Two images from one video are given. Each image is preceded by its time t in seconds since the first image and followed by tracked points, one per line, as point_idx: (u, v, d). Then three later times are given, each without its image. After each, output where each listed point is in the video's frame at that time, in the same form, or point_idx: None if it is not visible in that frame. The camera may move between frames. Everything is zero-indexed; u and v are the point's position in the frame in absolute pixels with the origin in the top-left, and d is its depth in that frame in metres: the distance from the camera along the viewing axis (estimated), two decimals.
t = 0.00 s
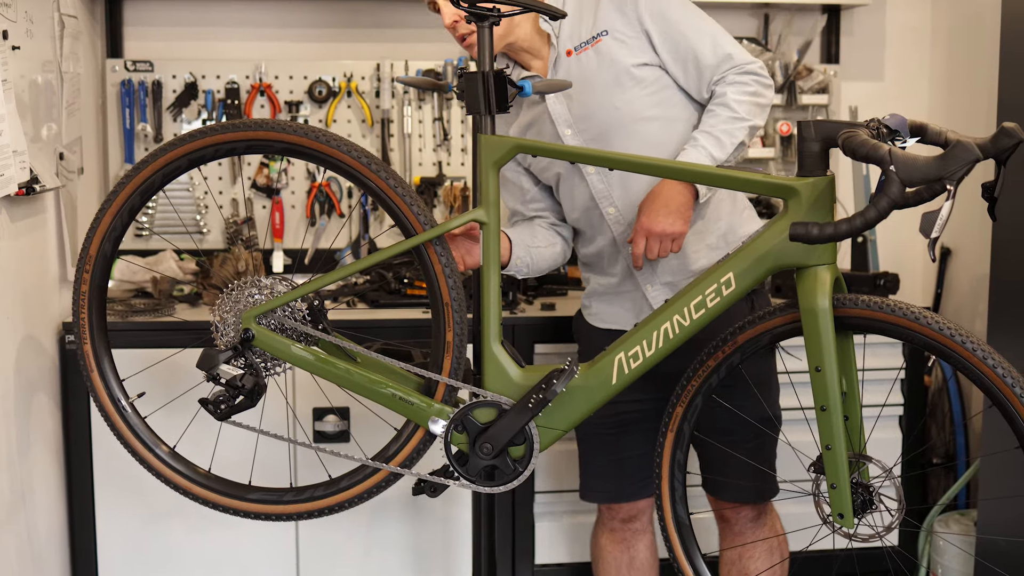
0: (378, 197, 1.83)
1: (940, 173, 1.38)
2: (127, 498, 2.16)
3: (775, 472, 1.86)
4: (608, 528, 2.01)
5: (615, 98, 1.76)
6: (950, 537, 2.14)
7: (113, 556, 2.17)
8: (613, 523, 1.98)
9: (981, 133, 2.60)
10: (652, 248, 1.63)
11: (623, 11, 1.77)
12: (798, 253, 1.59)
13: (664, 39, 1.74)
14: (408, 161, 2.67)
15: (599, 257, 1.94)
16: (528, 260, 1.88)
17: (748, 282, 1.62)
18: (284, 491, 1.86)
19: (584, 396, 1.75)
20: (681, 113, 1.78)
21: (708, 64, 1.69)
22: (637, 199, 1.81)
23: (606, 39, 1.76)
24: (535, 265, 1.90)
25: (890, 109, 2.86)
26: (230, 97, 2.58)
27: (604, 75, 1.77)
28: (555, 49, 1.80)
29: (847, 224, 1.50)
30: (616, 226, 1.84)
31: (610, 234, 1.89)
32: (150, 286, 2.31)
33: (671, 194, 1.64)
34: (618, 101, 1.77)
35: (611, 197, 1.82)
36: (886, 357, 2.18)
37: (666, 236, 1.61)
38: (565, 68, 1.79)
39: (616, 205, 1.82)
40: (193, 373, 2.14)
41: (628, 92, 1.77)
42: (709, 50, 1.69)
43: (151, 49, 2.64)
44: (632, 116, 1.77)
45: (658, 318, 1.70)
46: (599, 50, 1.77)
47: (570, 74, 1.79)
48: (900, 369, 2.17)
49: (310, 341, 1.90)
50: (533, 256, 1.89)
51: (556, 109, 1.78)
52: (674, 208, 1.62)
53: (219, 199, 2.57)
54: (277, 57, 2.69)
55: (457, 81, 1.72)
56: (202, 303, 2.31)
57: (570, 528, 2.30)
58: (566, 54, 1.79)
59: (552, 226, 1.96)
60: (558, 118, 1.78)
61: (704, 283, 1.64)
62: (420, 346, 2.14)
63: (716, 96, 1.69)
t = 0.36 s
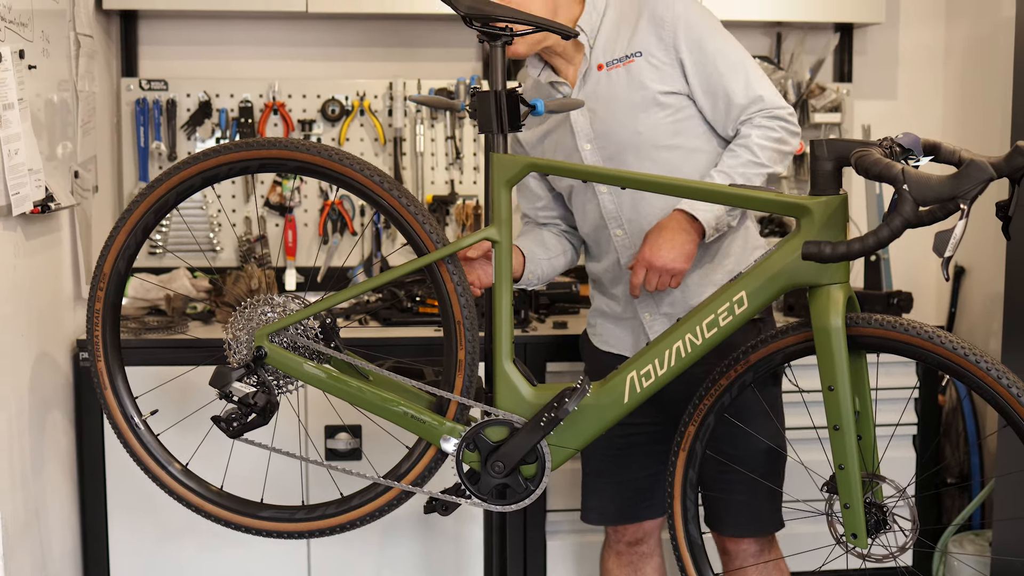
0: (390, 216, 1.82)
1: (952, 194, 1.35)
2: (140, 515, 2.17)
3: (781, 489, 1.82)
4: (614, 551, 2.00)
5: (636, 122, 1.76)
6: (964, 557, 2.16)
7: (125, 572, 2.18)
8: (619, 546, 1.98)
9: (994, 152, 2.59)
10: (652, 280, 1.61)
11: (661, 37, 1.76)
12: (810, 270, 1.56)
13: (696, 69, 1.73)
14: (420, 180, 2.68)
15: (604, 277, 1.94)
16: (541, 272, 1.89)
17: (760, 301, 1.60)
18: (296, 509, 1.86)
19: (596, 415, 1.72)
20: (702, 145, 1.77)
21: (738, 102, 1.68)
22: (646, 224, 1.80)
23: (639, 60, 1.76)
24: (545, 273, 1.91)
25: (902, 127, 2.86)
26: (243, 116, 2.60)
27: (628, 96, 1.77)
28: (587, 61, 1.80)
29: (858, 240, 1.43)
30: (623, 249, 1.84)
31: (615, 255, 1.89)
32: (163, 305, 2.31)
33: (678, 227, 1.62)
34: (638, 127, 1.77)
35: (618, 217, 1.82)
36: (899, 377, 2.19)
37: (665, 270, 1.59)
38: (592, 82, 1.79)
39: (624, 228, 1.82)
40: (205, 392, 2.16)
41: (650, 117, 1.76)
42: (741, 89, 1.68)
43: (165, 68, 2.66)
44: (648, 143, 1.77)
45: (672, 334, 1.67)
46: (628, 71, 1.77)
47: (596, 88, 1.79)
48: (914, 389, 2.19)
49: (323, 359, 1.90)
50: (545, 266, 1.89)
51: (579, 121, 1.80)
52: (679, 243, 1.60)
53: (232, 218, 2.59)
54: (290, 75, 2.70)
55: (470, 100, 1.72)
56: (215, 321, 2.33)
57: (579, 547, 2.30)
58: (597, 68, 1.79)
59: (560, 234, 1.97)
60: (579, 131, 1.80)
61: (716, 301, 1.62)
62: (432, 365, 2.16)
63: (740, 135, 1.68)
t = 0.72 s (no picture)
0: (398, 232, 1.81)
1: (963, 210, 1.34)
2: (150, 529, 2.18)
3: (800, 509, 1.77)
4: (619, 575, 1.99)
5: (708, 147, 1.70)
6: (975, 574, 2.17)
7: None
8: (622, 569, 1.97)
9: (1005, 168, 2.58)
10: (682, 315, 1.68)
11: (768, 75, 1.66)
12: (820, 286, 1.55)
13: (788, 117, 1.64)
14: (429, 196, 2.69)
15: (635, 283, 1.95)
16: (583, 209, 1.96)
17: (770, 316, 1.58)
18: (305, 524, 1.86)
19: (603, 431, 1.70)
20: (766, 193, 1.71)
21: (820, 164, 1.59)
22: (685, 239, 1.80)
23: (736, 87, 1.68)
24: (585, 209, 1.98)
25: (912, 143, 2.85)
26: (253, 131, 2.61)
27: (709, 115, 1.71)
28: (687, 66, 1.74)
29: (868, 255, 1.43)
30: (658, 260, 1.84)
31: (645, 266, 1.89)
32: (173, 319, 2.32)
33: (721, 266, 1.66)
34: (710, 151, 1.71)
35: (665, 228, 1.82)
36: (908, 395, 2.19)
37: (696, 308, 1.66)
38: (684, 88, 1.74)
39: (665, 239, 1.83)
40: (215, 406, 2.17)
41: (723, 145, 1.70)
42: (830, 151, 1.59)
43: (176, 83, 2.68)
44: (710, 165, 1.71)
45: (679, 350, 1.66)
46: (722, 94, 1.70)
47: (685, 94, 1.74)
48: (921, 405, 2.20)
49: (332, 374, 1.90)
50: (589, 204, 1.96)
51: (655, 121, 1.76)
52: (719, 286, 1.66)
53: (242, 233, 2.60)
54: (300, 91, 2.71)
55: (478, 115, 1.72)
56: (225, 336, 2.34)
57: (587, 564, 2.30)
58: (694, 76, 1.73)
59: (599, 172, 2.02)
60: (654, 130, 1.76)
61: (724, 317, 1.60)
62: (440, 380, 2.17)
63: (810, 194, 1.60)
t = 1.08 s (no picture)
0: (403, 245, 1.80)
1: (966, 224, 1.33)
2: (154, 541, 2.18)
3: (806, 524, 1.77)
4: None
5: (739, 179, 1.69)
6: None
7: None
8: None
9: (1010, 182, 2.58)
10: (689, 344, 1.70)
11: (818, 129, 1.66)
12: (824, 299, 1.54)
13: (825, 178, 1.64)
14: (434, 209, 2.70)
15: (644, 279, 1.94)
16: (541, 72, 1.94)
17: (774, 329, 1.58)
18: (309, 537, 1.85)
19: (607, 443, 1.70)
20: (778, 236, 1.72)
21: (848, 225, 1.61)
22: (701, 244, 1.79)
23: (783, 131, 1.67)
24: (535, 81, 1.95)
25: (917, 156, 2.85)
26: (258, 144, 2.61)
27: (749, 148, 1.69)
28: (742, 92, 1.71)
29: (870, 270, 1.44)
30: (675, 263, 1.83)
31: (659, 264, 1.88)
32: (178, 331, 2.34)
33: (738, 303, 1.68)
34: (739, 183, 1.70)
35: (683, 233, 1.81)
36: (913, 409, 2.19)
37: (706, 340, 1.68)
38: (732, 112, 1.71)
39: (683, 244, 1.82)
40: (220, 418, 2.17)
41: (752, 180, 1.69)
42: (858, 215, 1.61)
43: (181, 96, 2.69)
44: (732, 195, 1.71)
45: (683, 363, 1.65)
46: (766, 131, 1.68)
47: (731, 118, 1.71)
48: (926, 419, 2.20)
49: (336, 386, 1.89)
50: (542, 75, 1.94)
51: (693, 132, 1.74)
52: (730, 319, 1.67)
53: (247, 245, 2.61)
54: (305, 104, 2.72)
55: (483, 128, 1.71)
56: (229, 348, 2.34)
57: None
58: (745, 104, 1.70)
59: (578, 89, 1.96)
60: (689, 139, 1.74)
61: (728, 329, 1.60)
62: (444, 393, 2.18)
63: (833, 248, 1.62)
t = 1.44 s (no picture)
0: (406, 257, 1.78)
1: (969, 236, 1.32)
2: (155, 552, 2.18)
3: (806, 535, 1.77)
4: None
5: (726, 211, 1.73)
6: None
7: None
8: None
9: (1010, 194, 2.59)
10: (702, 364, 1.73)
11: (793, 148, 1.72)
12: (827, 312, 1.54)
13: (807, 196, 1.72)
14: (436, 221, 2.70)
15: (605, 309, 1.87)
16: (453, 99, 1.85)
17: (776, 341, 1.57)
18: (311, 549, 1.85)
19: (610, 455, 1.69)
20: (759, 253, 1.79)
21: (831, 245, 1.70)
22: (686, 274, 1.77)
23: (763, 155, 1.71)
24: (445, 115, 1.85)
25: (917, 167, 2.86)
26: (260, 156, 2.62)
27: (732, 178, 1.72)
28: (718, 121, 1.71)
29: (876, 281, 1.44)
30: (653, 294, 1.79)
31: (631, 293, 1.82)
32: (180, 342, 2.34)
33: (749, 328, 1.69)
34: (726, 215, 1.74)
35: (662, 265, 1.77)
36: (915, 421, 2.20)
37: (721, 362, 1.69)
38: (710, 143, 1.72)
39: (662, 275, 1.78)
40: (223, 430, 2.18)
41: (739, 209, 1.73)
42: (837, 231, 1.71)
43: (183, 107, 2.69)
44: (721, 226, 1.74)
45: (686, 375, 1.65)
46: (746, 157, 1.72)
47: (710, 149, 1.72)
48: (927, 431, 2.20)
49: (337, 398, 1.88)
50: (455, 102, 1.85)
51: (674, 169, 1.73)
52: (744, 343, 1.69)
53: (249, 257, 2.62)
54: (307, 116, 2.73)
55: (485, 140, 1.70)
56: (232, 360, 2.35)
57: None
58: (722, 133, 1.71)
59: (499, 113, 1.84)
60: (670, 176, 1.73)
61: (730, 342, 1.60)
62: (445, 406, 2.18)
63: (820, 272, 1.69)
